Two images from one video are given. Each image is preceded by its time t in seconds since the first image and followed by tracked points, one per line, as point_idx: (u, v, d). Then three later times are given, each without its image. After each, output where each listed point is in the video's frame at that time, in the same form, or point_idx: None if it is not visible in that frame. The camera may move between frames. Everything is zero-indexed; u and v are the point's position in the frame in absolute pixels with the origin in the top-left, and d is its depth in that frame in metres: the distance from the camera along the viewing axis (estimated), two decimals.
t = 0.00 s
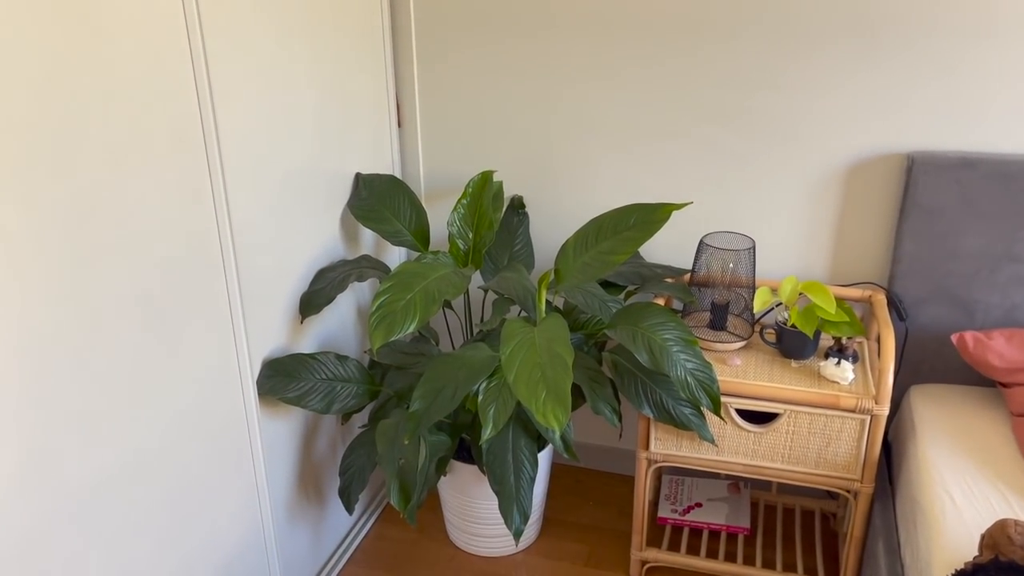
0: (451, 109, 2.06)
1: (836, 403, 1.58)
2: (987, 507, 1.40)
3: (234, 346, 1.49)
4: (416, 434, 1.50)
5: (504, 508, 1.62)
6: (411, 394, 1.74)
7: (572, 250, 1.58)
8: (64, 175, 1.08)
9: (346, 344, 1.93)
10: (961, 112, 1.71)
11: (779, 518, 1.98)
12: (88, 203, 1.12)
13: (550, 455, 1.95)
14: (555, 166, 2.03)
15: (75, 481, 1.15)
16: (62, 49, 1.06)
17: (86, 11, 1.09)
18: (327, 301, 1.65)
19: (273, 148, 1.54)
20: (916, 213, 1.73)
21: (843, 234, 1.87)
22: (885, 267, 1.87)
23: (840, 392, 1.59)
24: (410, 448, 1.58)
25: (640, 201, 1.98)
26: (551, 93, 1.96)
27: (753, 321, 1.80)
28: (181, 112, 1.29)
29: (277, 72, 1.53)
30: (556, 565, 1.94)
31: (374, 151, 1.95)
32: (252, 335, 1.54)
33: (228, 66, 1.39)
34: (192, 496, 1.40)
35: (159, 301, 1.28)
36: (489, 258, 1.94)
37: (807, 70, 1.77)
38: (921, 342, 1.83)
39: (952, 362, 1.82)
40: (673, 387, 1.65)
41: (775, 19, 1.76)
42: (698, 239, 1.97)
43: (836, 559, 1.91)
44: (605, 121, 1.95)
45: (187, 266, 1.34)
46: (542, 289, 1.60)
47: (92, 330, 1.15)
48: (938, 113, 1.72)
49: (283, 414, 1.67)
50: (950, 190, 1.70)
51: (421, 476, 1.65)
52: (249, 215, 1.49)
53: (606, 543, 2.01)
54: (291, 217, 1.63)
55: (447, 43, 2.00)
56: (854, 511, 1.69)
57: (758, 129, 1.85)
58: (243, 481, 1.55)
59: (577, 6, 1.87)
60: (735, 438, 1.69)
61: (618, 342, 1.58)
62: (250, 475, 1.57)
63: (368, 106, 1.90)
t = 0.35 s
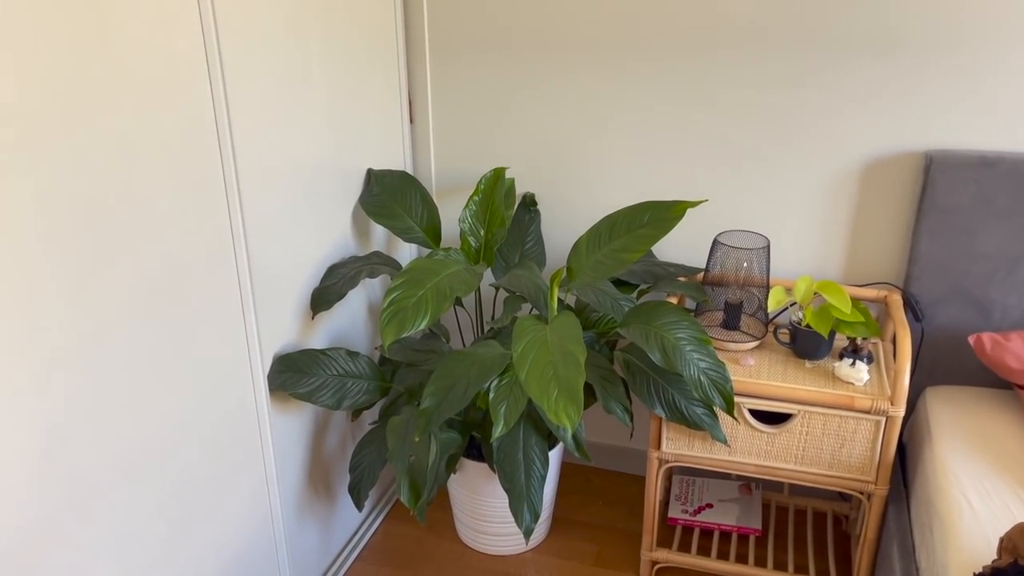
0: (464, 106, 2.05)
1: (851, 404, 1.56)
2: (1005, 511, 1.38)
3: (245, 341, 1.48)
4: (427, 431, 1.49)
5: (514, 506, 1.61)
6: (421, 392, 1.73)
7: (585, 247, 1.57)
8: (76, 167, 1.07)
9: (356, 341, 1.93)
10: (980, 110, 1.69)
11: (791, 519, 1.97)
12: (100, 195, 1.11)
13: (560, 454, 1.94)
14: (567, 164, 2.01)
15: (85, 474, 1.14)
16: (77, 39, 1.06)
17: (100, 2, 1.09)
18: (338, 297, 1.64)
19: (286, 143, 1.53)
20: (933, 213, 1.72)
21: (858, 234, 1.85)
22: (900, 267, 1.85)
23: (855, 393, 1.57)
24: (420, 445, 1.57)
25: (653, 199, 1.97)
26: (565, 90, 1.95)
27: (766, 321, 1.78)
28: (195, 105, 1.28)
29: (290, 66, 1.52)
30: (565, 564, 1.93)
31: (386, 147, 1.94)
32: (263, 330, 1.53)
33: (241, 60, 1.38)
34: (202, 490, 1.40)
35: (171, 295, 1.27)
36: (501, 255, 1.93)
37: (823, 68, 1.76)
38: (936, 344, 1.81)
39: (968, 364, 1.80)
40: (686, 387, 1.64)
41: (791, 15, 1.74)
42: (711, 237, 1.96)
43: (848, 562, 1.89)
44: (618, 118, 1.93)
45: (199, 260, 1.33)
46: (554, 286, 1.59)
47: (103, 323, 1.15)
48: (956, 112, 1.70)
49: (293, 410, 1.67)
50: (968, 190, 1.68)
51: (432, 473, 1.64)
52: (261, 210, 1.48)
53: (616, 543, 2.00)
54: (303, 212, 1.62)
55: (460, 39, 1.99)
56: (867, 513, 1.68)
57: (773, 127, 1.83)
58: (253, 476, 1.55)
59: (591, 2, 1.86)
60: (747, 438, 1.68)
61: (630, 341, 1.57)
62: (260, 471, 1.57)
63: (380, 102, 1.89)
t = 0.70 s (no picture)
0: (475, 108, 2.06)
1: (862, 409, 1.56)
2: (1016, 517, 1.38)
3: (258, 342, 1.49)
4: (437, 433, 1.50)
5: (523, 509, 1.61)
6: (432, 393, 1.73)
7: (596, 250, 1.57)
8: (94, 170, 1.08)
9: (367, 342, 1.93)
10: (994, 115, 1.68)
11: (801, 523, 1.97)
12: (117, 197, 1.12)
13: (570, 456, 1.94)
14: (579, 166, 2.02)
15: (100, 474, 1.15)
16: (95, 44, 1.06)
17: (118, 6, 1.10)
18: (350, 298, 1.65)
19: (299, 145, 1.54)
20: (946, 218, 1.71)
21: (870, 238, 1.85)
22: (912, 272, 1.85)
23: (866, 398, 1.57)
24: (430, 446, 1.58)
25: (664, 202, 1.97)
26: (577, 92, 1.95)
27: (777, 324, 1.78)
28: (210, 108, 1.29)
29: (303, 69, 1.53)
30: (574, 566, 1.94)
31: (398, 149, 1.95)
32: (276, 331, 1.54)
33: (256, 63, 1.39)
34: (214, 490, 1.41)
35: (185, 296, 1.28)
36: (511, 257, 1.93)
37: (836, 71, 1.75)
38: (948, 349, 1.80)
39: (980, 369, 1.80)
40: (696, 390, 1.64)
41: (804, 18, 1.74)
42: (722, 240, 1.96)
43: (858, 567, 1.89)
44: (630, 121, 1.94)
45: (214, 261, 1.34)
46: (565, 289, 1.59)
47: (119, 324, 1.16)
48: (969, 117, 1.70)
49: (305, 410, 1.68)
50: (981, 194, 1.68)
51: (442, 475, 1.65)
52: (274, 212, 1.49)
53: (625, 546, 2.00)
54: (316, 214, 1.63)
55: (472, 41, 2.00)
56: (878, 518, 1.67)
57: (785, 130, 1.83)
58: (265, 476, 1.56)
59: (604, 4, 1.86)
60: (757, 442, 1.67)
61: (641, 344, 1.57)
62: (272, 471, 1.58)
63: (393, 104, 1.90)
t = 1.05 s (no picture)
0: (484, 104, 2.06)
1: (871, 407, 1.55)
2: None
3: (267, 337, 1.50)
4: (445, 429, 1.50)
5: (531, 506, 1.61)
6: (439, 389, 1.73)
7: (604, 247, 1.57)
8: (104, 167, 1.09)
9: (376, 338, 1.93)
10: (1006, 112, 1.67)
11: (809, 521, 1.96)
12: (126, 194, 1.13)
13: (577, 453, 1.94)
14: (587, 162, 2.01)
15: (109, 470, 1.16)
16: (105, 41, 1.07)
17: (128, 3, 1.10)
18: (359, 294, 1.65)
19: (307, 141, 1.54)
20: (958, 215, 1.70)
21: (880, 235, 1.84)
22: (923, 269, 1.84)
23: (875, 396, 1.56)
24: (438, 443, 1.58)
25: (673, 198, 1.96)
26: (585, 88, 1.95)
27: (786, 322, 1.78)
28: (219, 104, 1.29)
29: (312, 65, 1.53)
30: (582, 563, 1.94)
31: (407, 145, 1.95)
32: (284, 327, 1.55)
33: (265, 59, 1.39)
34: (222, 486, 1.41)
35: (195, 292, 1.29)
36: (520, 254, 1.93)
37: (846, 67, 1.74)
38: (959, 347, 1.79)
39: (991, 368, 1.79)
40: (704, 388, 1.64)
41: (815, 14, 1.73)
42: (731, 237, 1.95)
43: (866, 566, 1.88)
44: (640, 117, 1.93)
45: (223, 257, 1.34)
46: (573, 286, 1.59)
47: (128, 321, 1.16)
48: (981, 115, 1.69)
49: (313, 405, 1.68)
50: (993, 192, 1.67)
51: (450, 471, 1.65)
52: (283, 208, 1.49)
53: (632, 543, 2.00)
54: (324, 210, 1.63)
55: (481, 37, 2.00)
56: (887, 517, 1.67)
57: (795, 127, 1.82)
58: (274, 472, 1.56)
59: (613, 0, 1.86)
60: (766, 440, 1.67)
61: (649, 341, 1.57)
62: (280, 467, 1.58)
63: (401, 100, 1.90)
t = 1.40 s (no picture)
0: (492, 97, 2.06)
1: (879, 401, 1.55)
2: None
3: (276, 331, 1.50)
4: (454, 422, 1.50)
5: (539, 499, 1.62)
6: (448, 382, 1.74)
7: (612, 240, 1.57)
8: (114, 162, 1.09)
9: (384, 331, 1.94)
10: (1017, 105, 1.66)
11: (817, 515, 1.96)
12: (136, 188, 1.14)
13: (585, 446, 1.94)
14: (595, 156, 2.01)
15: (120, 462, 1.17)
16: (115, 36, 1.07)
17: None
18: (368, 288, 1.66)
19: (316, 135, 1.55)
20: (967, 209, 1.70)
21: (889, 229, 1.83)
22: (932, 263, 1.83)
23: (884, 390, 1.56)
24: (446, 436, 1.59)
25: (681, 192, 1.96)
26: (593, 81, 1.95)
27: (794, 315, 1.77)
28: (228, 98, 1.30)
29: (320, 58, 1.53)
30: (589, 555, 1.94)
31: (415, 139, 1.95)
32: (294, 321, 1.55)
33: (274, 54, 1.40)
34: (232, 478, 1.42)
35: (204, 286, 1.29)
36: (527, 248, 1.93)
37: (855, 59, 1.74)
38: (968, 342, 1.79)
39: (1000, 362, 1.78)
40: (712, 381, 1.64)
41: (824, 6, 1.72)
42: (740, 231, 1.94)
43: (874, 559, 1.88)
44: (648, 110, 1.93)
45: (232, 250, 1.35)
46: (581, 279, 1.59)
47: (138, 315, 1.17)
48: (991, 109, 1.68)
49: (321, 398, 1.69)
50: (1003, 185, 1.66)
51: (458, 464, 1.65)
52: (292, 202, 1.50)
53: (640, 536, 2.00)
54: (333, 204, 1.64)
55: (488, 30, 2.00)
56: (895, 511, 1.67)
57: (804, 120, 1.81)
58: (283, 464, 1.57)
59: None
60: (774, 433, 1.67)
61: (657, 335, 1.57)
62: (289, 459, 1.59)
63: (409, 94, 1.90)
